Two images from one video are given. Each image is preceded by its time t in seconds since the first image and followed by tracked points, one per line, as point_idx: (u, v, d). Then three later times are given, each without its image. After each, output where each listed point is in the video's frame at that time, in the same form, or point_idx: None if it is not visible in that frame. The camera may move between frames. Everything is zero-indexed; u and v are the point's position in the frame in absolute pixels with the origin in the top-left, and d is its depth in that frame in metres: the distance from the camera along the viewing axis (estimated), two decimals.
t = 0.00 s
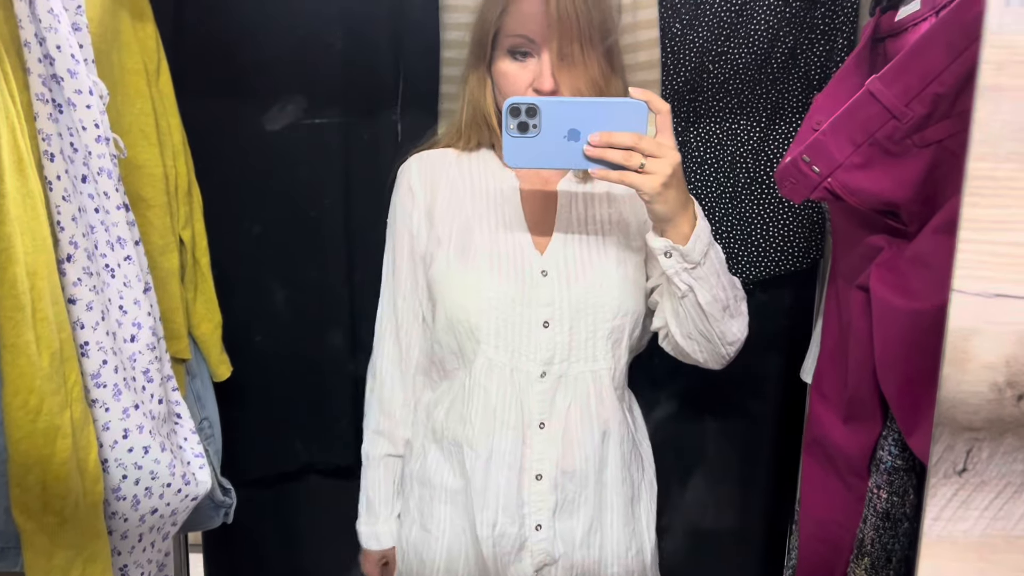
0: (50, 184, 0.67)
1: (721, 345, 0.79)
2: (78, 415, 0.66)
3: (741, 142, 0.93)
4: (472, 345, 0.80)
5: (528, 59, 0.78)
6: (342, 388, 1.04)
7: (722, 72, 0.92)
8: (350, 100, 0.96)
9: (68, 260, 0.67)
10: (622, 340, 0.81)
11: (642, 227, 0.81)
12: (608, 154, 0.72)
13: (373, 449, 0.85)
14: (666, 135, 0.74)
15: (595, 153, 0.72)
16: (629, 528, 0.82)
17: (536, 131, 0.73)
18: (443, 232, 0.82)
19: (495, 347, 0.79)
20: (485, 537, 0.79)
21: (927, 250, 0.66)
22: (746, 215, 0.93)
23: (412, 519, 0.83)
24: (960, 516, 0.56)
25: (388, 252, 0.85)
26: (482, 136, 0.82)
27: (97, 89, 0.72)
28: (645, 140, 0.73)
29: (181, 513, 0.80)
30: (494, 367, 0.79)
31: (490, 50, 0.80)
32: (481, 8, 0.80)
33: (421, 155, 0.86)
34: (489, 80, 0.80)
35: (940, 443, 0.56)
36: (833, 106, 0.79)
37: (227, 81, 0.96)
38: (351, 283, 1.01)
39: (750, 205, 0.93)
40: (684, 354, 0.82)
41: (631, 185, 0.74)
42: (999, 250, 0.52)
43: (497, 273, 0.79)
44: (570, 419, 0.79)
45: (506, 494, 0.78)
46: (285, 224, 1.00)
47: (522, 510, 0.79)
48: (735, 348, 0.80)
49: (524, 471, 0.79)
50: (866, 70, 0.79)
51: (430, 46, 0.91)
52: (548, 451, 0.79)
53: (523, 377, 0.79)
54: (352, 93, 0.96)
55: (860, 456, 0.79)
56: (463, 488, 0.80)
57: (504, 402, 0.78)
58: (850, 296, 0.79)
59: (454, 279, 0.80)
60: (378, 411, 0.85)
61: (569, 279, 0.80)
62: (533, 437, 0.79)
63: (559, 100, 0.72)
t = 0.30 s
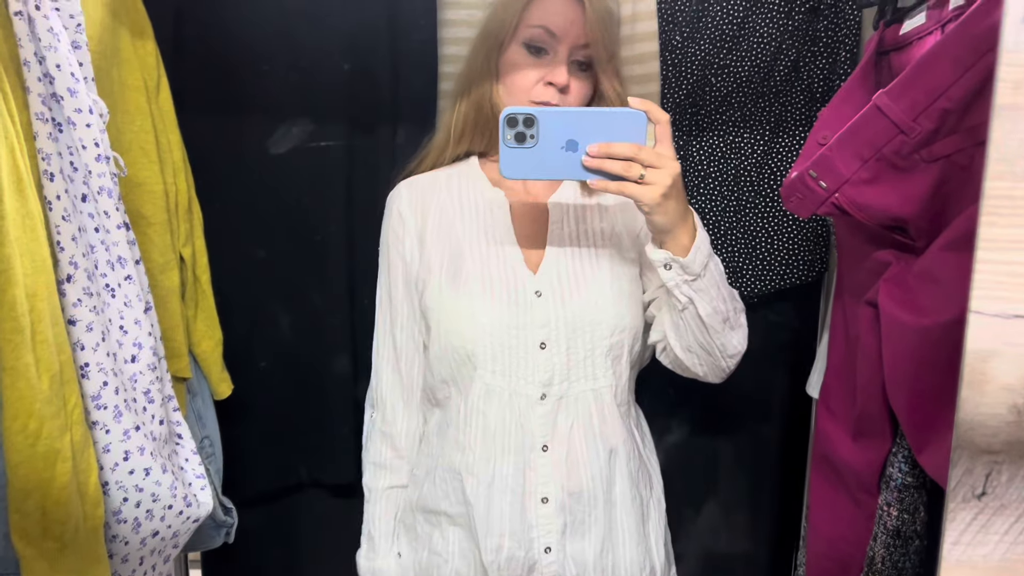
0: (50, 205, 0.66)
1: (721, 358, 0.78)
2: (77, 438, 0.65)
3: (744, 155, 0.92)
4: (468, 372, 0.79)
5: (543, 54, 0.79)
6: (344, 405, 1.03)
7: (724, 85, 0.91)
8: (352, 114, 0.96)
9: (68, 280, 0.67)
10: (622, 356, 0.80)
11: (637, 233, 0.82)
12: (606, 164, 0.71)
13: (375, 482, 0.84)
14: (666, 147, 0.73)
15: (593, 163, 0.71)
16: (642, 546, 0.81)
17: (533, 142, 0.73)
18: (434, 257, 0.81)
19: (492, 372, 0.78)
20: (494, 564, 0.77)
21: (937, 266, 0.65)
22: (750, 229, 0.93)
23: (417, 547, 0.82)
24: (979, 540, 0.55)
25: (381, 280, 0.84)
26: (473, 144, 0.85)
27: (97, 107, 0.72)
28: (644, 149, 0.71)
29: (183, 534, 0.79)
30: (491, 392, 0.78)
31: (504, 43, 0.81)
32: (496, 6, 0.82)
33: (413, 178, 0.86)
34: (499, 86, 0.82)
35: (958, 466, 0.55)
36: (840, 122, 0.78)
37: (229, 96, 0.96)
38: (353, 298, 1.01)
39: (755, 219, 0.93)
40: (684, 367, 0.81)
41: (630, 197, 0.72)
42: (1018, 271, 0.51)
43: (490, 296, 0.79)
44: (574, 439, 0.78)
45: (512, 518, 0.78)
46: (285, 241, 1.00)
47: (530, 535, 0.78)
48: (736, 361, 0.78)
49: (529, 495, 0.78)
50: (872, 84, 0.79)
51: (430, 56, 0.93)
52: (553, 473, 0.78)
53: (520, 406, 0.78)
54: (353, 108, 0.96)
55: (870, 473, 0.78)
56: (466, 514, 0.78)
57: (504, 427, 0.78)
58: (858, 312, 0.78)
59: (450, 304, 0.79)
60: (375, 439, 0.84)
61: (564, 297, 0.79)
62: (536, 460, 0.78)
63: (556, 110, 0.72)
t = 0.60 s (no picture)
0: (57, 230, 0.66)
1: (722, 370, 0.78)
2: (85, 463, 0.65)
3: (746, 171, 0.93)
4: (471, 390, 0.79)
5: (541, 78, 0.79)
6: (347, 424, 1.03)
7: (725, 102, 0.92)
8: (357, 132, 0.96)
9: (75, 305, 0.67)
10: (624, 373, 0.80)
11: (637, 245, 0.82)
12: (604, 174, 0.72)
13: (371, 489, 0.82)
14: (665, 156, 0.73)
15: (592, 173, 0.72)
16: (643, 563, 0.81)
17: (531, 151, 0.74)
18: (437, 274, 0.82)
19: (494, 390, 0.78)
20: None
21: (940, 285, 0.65)
22: (752, 245, 0.93)
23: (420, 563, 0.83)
24: (987, 564, 0.55)
25: (382, 295, 0.84)
26: (477, 164, 0.84)
27: (104, 133, 0.73)
28: (643, 159, 0.72)
29: (190, 558, 0.79)
30: (494, 411, 0.78)
31: (501, 69, 0.81)
32: (495, 31, 0.82)
33: (415, 198, 0.87)
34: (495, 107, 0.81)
35: (965, 493, 0.55)
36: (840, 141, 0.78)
37: (233, 117, 0.96)
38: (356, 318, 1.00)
39: (756, 234, 0.93)
40: (686, 381, 0.81)
41: (628, 207, 0.72)
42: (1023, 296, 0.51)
43: (491, 315, 0.79)
44: (576, 458, 0.78)
45: (514, 538, 0.78)
46: (286, 262, 1.00)
47: (532, 554, 0.78)
48: (736, 374, 0.79)
49: (530, 514, 0.78)
50: (872, 101, 0.79)
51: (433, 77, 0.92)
52: (556, 492, 0.78)
53: (522, 421, 0.78)
54: (357, 128, 0.96)
55: (876, 491, 0.78)
56: (467, 532, 0.79)
57: (506, 445, 0.78)
58: (861, 329, 0.78)
59: (452, 323, 0.79)
60: (369, 452, 0.83)
61: (566, 315, 0.79)
62: (538, 479, 0.78)
63: (555, 120, 0.73)
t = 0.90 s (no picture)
0: (66, 280, 0.67)
1: (733, 397, 0.76)
2: (92, 513, 0.65)
3: (748, 211, 0.94)
4: (478, 430, 0.79)
5: (546, 129, 0.80)
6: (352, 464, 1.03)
7: (727, 142, 0.93)
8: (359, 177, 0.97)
9: (84, 354, 0.67)
10: (631, 413, 0.80)
11: (642, 274, 0.83)
12: (607, 197, 0.72)
13: (374, 533, 0.80)
14: (666, 178, 0.73)
15: (594, 196, 0.72)
16: None
17: (534, 176, 0.74)
18: (444, 311, 0.82)
19: (502, 430, 0.79)
20: None
21: (946, 333, 0.65)
22: (755, 282, 0.94)
23: None
24: None
25: (389, 333, 0.84)
26: (484, 206, 0.86)
27: (113, 182, 0.73)
28: (644, 181, 0.72)
29: None
30: (501, 451, 0.78)
31: (507, 118, 0.83)
32: (502, 82, 0.84)
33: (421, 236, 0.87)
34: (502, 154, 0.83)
35: (975, 552, 0.56)
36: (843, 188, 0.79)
37: (240, 159, 0.97)
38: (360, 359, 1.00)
39: (759, 272, 0.94)
40: (695, 410, 0.80)
41: (632, 229, 0.72)
42: None
43: (498, 355, 0.79)
44: (583, 498, 0.78)
45: None
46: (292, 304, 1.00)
47: None
48: (747, 400, 0.77)
49: (537, 555, 0.78)
50: (875, 146, 0.80)
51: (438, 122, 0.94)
52: (562, 533, 0.78)
53: (529, 460, 0.78)
54: (362, 170, 0.97)
55: (882, 535, 0.77)
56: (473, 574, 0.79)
57: (513, 485, 0.78)
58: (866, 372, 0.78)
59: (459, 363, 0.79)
60: (372, 495, 0.81)
61: (572, 354, 0.79)
62: (545, 520, 0.78)
63: (554, 145, 0.73)
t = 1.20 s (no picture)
0: (67, 280, 0.67)
1: (731, 400, 0.76)
2: (93, 512, 0.65)
3: (748, 210, 0.94)
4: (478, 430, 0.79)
5: (544, 133, 0.81)
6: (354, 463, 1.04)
7: (726, 141, 0.93)
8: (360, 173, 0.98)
9: (85, 353, 0.67)
10: (631, 413, 0.80)
11: (642, 277, 0.84)
12: (607, 201, 0.72)
13: (382, 533, 0.79)
14: (666, 181, 0.73)
15: (594, 200, 0.72)
16: None
17: (534, 179, 0.74)
18: (446, 312, 0.82)
19: (502, 430, 0.79)
20: None
21: (947, 330, 0.65)
22: (755, 282, 0.94)
23: None
24: None
25: (392, 334, 0.84)
26: (485, 209, 0.87)
27: (113, 181, 0.73)
28: (644, 185, 0.72)
29: None
30: (501, 450, 0.78)
31: (506, 120, 0.83)
32: (501, 82, 0.84)
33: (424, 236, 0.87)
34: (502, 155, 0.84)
35: (974, 546, 0.55)
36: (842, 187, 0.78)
37: (242, 159, 0.97)
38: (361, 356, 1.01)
39: (759, 271, 0.94)
40: (696, 412, 0.80)
41: (631, 233, 0.72)
42: None
43: (498, 355, 0.79)
44: (583, 497, 0.78)
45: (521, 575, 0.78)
46: (292, 305, 1.01)
47: None
48: (746, 403, 0.77)
49: (537, 554, 0.78)
50: (873, 146, 0.80)
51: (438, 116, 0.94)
52: (562, 532, 0.78)
53: (529, 461, 0.78)
54: (363, 169, 0.98)
55: (883, 533, 0.77)
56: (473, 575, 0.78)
57: (513, 483, 0.78)
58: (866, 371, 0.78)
59: (459, 363, 0.79)
60: (377, 495, 0.80)
61: (573, 354, 0.79)
62: (545, 518, 0.78)
63: (556, 149, 0.73)
